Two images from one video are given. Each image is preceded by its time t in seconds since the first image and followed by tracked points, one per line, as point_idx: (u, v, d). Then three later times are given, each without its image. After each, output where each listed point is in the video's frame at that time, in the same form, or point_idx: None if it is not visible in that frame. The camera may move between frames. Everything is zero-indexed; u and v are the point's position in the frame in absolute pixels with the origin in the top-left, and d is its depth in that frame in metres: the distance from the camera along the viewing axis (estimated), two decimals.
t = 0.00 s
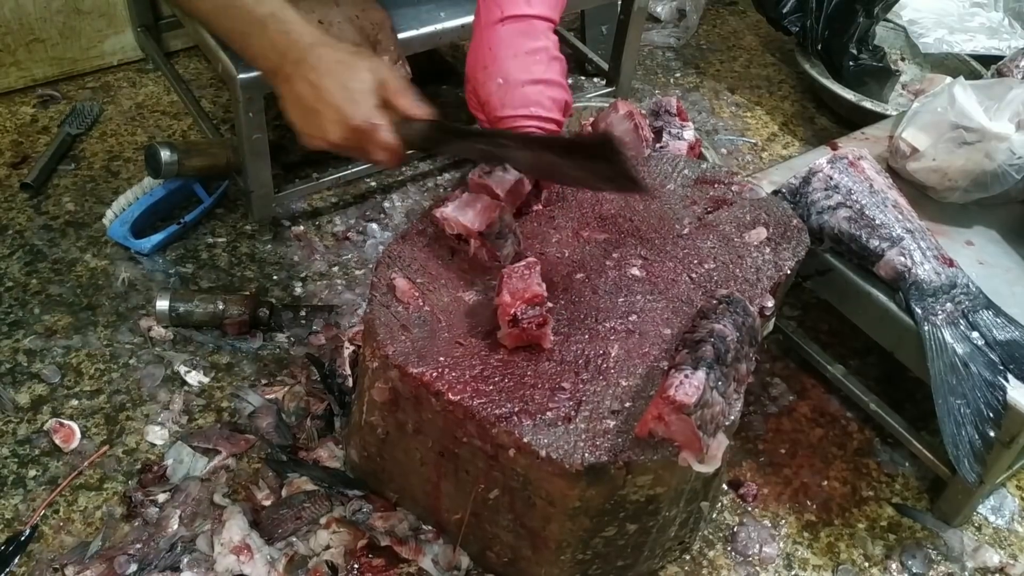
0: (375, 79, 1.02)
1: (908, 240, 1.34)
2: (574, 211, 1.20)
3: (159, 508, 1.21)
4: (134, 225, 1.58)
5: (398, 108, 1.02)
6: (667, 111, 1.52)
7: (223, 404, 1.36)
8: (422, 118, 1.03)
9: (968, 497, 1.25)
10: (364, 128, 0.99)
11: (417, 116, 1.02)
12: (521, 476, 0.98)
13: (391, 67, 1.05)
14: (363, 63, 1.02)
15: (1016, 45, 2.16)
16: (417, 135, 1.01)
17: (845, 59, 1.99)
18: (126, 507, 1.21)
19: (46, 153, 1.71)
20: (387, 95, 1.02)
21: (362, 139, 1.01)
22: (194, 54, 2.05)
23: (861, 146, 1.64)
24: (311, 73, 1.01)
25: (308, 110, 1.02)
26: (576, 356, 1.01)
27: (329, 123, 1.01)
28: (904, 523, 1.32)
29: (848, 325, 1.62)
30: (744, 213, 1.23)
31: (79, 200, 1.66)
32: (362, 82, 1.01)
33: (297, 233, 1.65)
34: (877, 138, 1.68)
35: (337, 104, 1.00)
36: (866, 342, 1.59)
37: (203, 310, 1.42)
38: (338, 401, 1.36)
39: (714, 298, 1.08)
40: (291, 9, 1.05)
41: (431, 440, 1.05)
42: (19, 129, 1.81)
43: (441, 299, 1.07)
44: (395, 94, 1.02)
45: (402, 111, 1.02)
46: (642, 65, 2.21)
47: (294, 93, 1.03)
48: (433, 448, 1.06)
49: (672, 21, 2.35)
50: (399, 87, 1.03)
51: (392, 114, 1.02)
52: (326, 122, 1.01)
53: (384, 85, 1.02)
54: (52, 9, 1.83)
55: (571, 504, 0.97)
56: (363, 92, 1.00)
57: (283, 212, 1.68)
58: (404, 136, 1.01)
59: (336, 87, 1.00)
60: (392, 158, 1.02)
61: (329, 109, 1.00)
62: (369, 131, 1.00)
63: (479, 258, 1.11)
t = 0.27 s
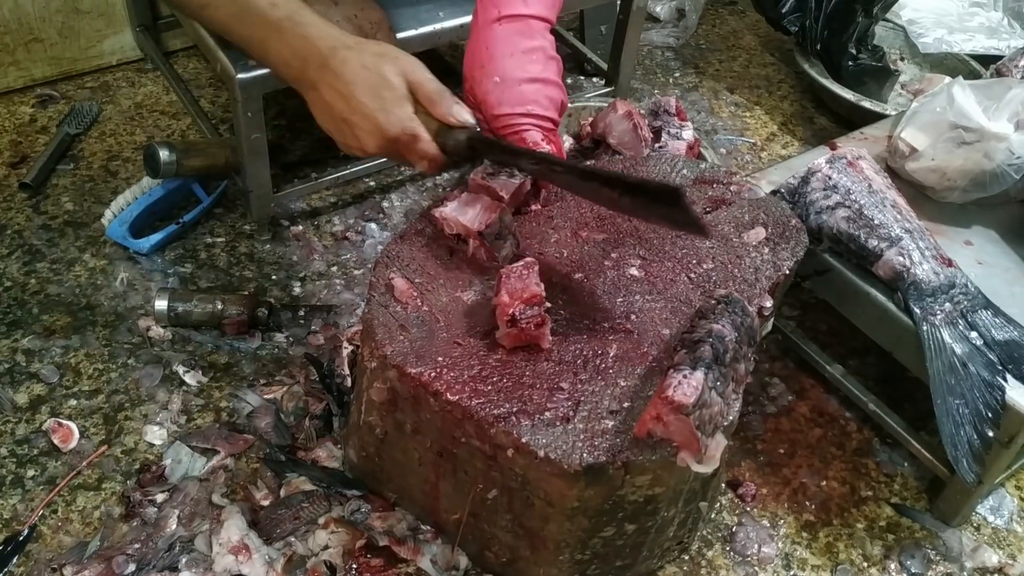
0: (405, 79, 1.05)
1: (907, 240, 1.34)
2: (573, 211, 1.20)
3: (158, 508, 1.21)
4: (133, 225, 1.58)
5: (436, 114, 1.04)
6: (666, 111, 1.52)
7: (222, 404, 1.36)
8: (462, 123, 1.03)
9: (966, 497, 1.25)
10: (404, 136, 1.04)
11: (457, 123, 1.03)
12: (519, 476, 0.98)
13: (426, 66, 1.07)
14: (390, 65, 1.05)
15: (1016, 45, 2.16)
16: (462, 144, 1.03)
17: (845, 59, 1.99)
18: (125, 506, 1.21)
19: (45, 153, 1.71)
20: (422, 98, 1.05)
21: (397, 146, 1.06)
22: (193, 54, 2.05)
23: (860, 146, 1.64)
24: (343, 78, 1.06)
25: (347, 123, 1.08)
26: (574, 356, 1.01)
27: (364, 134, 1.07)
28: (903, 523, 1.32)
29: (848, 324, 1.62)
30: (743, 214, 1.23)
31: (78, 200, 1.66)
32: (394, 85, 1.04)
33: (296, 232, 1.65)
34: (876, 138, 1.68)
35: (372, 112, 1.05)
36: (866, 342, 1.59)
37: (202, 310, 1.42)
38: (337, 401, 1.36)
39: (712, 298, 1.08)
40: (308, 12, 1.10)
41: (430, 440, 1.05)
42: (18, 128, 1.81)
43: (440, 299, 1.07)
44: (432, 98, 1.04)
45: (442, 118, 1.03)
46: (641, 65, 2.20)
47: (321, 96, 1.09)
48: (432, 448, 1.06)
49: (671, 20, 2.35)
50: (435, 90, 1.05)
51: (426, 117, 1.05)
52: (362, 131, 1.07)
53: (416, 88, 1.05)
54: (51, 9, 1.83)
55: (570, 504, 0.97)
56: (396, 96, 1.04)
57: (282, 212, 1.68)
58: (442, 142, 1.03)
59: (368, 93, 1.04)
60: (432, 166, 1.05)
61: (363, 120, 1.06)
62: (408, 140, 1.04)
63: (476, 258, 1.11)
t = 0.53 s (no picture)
0: (340, 79, 1.14)
1: (907, 239, 1.34)
2: (572, 211, 1.20)
3: (158, 507, 1.21)
4: (133, 224, 1.57)
5: (365, 108, 1.14)
6: (666, 111, 1.52)
7: (222, 403, 1.35)
8: (388, 116, 1.14)
9: (967, 497, 1.25)
10: (336, 131, 1.12)
11: (384, 116, 1.13)
12: (519, 475, 0.98)
13: (358, 67, 1.17)
14: (327, 67, 1.14)
15: (1016, 44, 2.15)
16: (388, 134, 1.14)
17: (845, 58, 1.99)
18: (125, 506, 1.21)
19: (45, 153, 1.71)
20: (355, 94, 1.14)
21: (334, 138, 1.14)
22: (193, 53, 2.05)
23: (860, 146, 1.64)
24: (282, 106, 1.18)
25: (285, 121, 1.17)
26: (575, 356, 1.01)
27: (301, 130, 1.15)
28: (904, 523, 1.32)
29: (848, 324, 1.62)
30: (743, 213, 1.23)
31: (78, 200, 1.66)
32: (329, 83, 1.13)
33: (296, 232, 1.65)
34: (876, 137, 1.68)
35: (307, 108, 1.13)
36: (865, 341, 1.59)
37: (202, 309, 1.42)
38: (337, 401, 1.36)
39: (712, 297, 1.08)
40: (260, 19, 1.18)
41: (430, 440, 1.05)
42: (18, 128, 1.81)
43: (440, 299, 1.07)
44: (362, 94, 1.14)
45: (372, 113, 1.13)
46: (642, 65, 2.20)
47: (263, 95, 1.18)
48: (431, 447, 1.06)
49: (671, 20, 2.35)
50: (367, 88, 1.14)
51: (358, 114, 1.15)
52: (297, 128, 1.15)
53: (350, 87, 1.14)
54: (51, 8, 1.83)
55: (570, 504, 0.97)
56: (330, 94, 1.13)
57: (282, 212, 1.68)
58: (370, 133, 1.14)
59: (305, 93, 1.13)
60: (365, 157, 1.15)
61: (299, 116, 1.14)
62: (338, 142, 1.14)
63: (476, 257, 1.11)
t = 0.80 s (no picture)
0: None
1: (906, 239, 1.34)
2: (572, 211, 1.20)
3: (157, 508, 1.21)
4: (132, 224, 1.57)
5: None
6: (666, 110, 1.52)
7: (221, 403, 1.35)
8: None
9: (966, 497, 1.25)
10: None
11: None
12: (518, 476, 0.98)
13: None
14: None
15: (1016, 44, 2.15)
16: None
17: (844, 59, 1.99)
18: (123, 506, 1.21)
19: (44, 153, 1.71)
20: None
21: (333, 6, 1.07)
22: (192, 53, 2.05)
23: (859, 145, 1.63)
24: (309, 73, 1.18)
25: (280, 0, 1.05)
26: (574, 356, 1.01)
27: None
28: (903, 523, 1.32)
29: (847, 324, 1.62)
30: (742, 213, 1.23)
31: (77, 199, 1.66)
32: None
33: (296, 232, 1.65)
34: (875, 137, 1.68)
35: None
36: (865, 341, 1.59)
37: (201, 309, 1.42)
38: (336, 401, 1.36)
39: (711, 298, 1.08)
40: None
41: (428, 440, 1.05)
42: (17, 128, 1.81)
43: (439, 299, 1.07)
44: None
45: None
46: (641, 65, 2.20)
47: None
48: (430, 448, 1.06)
49: (670, 20, 2.35)
50: None
51: None
52: None
53: None
54: (50, 8, 1.83)
55: (568, 504, 0.97)
56: None
57: (281, 212, 1.68)
58: None
59: None
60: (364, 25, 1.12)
61: None
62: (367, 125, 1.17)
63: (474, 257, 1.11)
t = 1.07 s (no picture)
0: (367, 69, 1.16)
1: (908, 239, 1.34)
2: (573, 210, 1.20)
3: (159, 507, 1.21)
4: (134, 223, 1.58)
5: (400, 95, 1.18)
6: (667, 110, 1.52)
7: (223, 403, 1.35)
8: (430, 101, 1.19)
9: (968, 496, 1.25)
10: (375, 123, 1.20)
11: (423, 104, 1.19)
12: (521, 475, 0.98)
13: (379, 49, 1.16)
14: (348, 55, 1.15)
15: (1016, 44, 2.15)
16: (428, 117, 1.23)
17: (845, 58, 1.99)
18: (126, 505, 1.21)
19: (46, 152, 1.71)
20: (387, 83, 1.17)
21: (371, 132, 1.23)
22: (194, 53, 2.05)
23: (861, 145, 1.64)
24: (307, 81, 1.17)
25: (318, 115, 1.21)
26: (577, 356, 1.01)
27: (335, 126, 1.22)
28: (904, 522, 1.32)
29: (848, 323, 1.62)
30: (744, 213, 1.23)
31: (80, 199, 1.66)
32: (358, 82, 1.15)
33: (297, 231, 1.65)
34: (877, 137, 1.68)
35: (343, 112, 1.19)
36: (866, 341, 1.60)
37: (202, 309, 1.42)
38: (338, 400, 1.36)
39: (713, 297, 1.08)
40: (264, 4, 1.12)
41: (431, 439, 1.05)
42: (19, 127, 1.81)
43: (441, 298, 1.07)
44: (395, 86, 1.17)
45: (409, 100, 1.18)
46: (642, 64, 2.20)
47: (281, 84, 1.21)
48: (433, 447, 1.06)
49: (671, 19, 2.35)
50: (398, 75, 1.16)
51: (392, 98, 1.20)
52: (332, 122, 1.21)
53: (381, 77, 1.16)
54: (52, 8, 1.83)
55: (571, 503, 0.97)
56: (364, 90, 1.17)
57: (283, 211, 1.68)
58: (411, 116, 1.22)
59: (335, 95, 1.17)
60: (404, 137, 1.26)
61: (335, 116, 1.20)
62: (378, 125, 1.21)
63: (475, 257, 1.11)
